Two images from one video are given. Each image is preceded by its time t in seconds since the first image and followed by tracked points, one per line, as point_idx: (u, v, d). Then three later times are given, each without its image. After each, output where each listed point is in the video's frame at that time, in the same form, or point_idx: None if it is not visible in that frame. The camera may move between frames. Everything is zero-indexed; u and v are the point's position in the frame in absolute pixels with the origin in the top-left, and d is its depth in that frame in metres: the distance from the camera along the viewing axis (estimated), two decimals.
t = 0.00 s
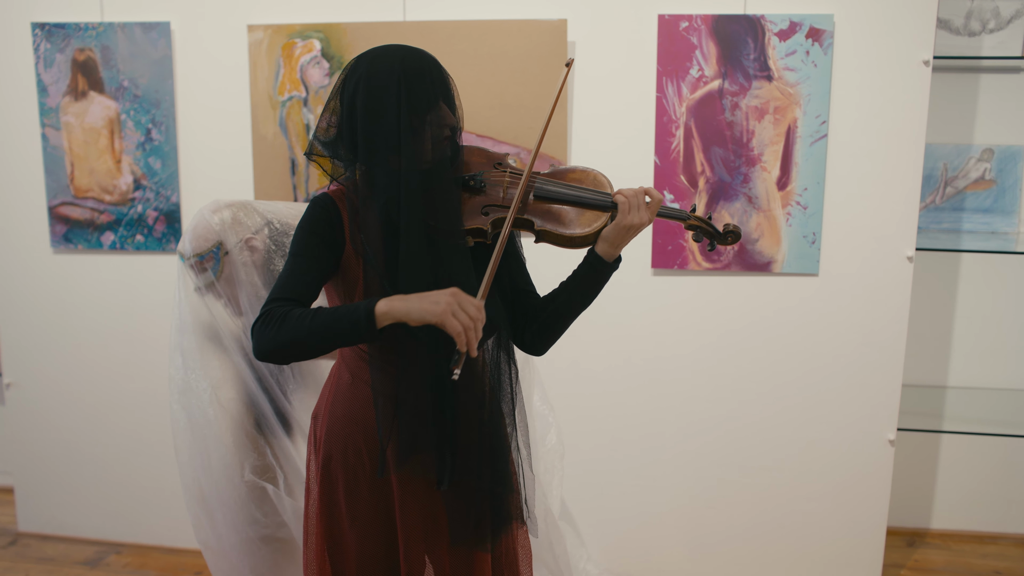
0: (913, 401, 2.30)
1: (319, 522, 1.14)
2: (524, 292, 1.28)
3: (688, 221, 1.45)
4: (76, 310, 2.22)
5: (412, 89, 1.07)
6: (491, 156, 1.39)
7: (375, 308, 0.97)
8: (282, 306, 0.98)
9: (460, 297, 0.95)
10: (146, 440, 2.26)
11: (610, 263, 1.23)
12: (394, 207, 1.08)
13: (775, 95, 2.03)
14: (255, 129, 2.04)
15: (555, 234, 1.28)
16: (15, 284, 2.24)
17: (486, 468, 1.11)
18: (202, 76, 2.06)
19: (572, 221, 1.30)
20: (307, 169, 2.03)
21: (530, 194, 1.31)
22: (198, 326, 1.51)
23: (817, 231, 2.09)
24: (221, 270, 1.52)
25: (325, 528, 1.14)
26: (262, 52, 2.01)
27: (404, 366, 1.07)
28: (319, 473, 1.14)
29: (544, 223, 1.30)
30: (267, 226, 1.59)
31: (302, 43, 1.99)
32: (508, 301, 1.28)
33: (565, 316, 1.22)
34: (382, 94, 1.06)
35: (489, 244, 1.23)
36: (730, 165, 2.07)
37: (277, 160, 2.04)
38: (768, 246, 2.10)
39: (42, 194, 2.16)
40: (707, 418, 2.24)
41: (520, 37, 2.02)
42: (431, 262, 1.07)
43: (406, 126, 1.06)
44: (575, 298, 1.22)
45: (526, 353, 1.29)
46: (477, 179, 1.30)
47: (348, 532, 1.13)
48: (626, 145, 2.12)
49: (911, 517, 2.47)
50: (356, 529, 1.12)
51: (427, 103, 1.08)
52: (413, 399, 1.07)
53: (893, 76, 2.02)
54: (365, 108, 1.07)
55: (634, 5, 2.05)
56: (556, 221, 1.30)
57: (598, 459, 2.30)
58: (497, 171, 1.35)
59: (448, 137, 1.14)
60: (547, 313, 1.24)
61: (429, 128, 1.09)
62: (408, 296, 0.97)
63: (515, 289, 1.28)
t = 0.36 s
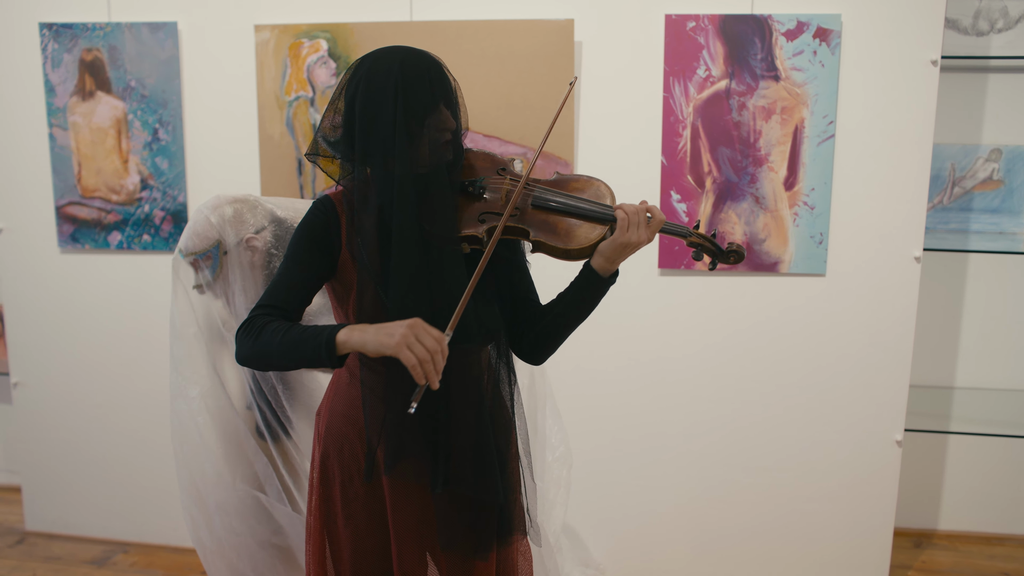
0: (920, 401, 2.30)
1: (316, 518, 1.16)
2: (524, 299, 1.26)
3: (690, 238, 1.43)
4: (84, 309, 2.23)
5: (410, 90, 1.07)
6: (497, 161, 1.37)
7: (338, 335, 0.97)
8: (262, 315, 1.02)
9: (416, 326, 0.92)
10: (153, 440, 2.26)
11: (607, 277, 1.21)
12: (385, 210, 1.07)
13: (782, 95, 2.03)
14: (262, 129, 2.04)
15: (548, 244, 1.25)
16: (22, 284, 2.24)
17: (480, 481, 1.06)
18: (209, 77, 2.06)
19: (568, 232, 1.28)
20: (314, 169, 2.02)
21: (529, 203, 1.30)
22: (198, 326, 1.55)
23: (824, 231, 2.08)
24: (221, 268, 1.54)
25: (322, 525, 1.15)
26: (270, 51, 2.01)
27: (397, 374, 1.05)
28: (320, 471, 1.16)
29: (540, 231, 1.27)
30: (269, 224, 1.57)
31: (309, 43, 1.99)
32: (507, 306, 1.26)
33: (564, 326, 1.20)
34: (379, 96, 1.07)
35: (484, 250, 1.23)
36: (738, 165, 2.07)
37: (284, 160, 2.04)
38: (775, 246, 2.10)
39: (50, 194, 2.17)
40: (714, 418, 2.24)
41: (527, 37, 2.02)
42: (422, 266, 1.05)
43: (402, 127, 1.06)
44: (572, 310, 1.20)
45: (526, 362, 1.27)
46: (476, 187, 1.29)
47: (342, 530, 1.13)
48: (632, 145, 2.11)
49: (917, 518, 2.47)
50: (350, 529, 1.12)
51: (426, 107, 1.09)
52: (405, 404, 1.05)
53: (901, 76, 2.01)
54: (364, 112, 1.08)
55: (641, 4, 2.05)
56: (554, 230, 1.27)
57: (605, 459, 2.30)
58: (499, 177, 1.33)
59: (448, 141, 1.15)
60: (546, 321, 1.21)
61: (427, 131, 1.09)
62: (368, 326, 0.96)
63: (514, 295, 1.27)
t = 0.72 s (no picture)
0: (930, 402, 2.29)
1: (320, 511, 1.18)
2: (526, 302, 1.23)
3: (688, 248, 1.35)
4: (93, 309, 2.23)
5: (407, 92, 1.06)
6: (499, 164, 1.35)
7: (308, 356, 0.99)
8: (254, 319, 1.05)
9: (379, 357, 0.93)
10: (162, 439, 2.26)
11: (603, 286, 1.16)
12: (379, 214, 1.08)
13: (792, 95, 2.02)
14: (270, 129, 2.04)
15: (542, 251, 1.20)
16: (31, 283, 2.25)
17: (475, 485, 1.07)
18: (218, 77, 2.07)
19: (564, 238, 1.24)
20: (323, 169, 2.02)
21: (525, 208, 1.28)
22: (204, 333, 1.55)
23: (833, 232, 2.08)
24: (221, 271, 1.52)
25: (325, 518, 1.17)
26: (279, 52, 2.01)
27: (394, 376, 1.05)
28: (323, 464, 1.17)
29: (535, 237, 1.23)
30: (265, 225, 1.57)
31: (318, 43, 1.99)
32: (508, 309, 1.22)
33: (566, 329, 1.17)
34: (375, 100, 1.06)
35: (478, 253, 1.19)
36: (747, 165, 2.06)
37: (292, 160, 2.05)
38: (784, 247, 2.10)
39: (60, 195, 2.17)
40: (723, 419, 2.24)
41: (536, 37, 2.01)
42: (413, 270, 1.06)
43: (397, 132, 1.06)
44: (568, 319, 1.16)
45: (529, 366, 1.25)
46: (474, 189, 1.28)
47: (342, 527, 1.14)
48: (641, 146, 2.11)
49: (926, 520, 2.46)
50: (348, 527, 1.12)
51: (421, 110, 1.07)
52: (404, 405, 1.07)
53: (912, 76, 2.00)
54: (361, 117, 1.08)
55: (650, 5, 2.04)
56: (549, 237, 1.24)
57: (613, 460, 2.30)
58: (500, 180, 1.32)
59: (448, 142, 1.13)
60: (548, 324, 1.19)
61: (423, 134, 1.08)
62: (331, 352, 0.97)
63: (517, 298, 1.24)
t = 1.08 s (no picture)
0: (943, 404, 2.28)
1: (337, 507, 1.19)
2: (540, 307, 1.19)
3: (689, 253, 1.21)
4: (105, 309, 2.24)
5: (407, 93, 1.04)
6: (508, 165, 1.32)
7: (276, 368, 1.00)
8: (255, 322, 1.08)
9: (334, 376, 0.93)
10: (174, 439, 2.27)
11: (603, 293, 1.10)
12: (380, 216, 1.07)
13: (804, 96, 2.01)
14: (283, 129, 2.04)
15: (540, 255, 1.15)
16: (44, 282, 2.26)
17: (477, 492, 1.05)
18: (231, 77, 2.07)
19: (565, 241, 1.17)
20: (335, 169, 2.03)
21: (526, 209, 1.22)
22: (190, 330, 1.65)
23: (846, 233, 2.07)
24: (207, 271, 1.62)
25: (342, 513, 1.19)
26: (291, 52, 2.01)
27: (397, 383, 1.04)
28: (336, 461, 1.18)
29: (535, 240, 1.17)
30: (249, 228, 1.67)
31: (330, 43, 1.99)
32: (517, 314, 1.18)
33: (570, 336, 1.12)
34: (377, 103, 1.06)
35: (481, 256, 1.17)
36: (759, 165, 2.06)
37: (304, 160, 2.05)
38: (797, 248, 2.09)
39: (73, 194, 2.18)
40: (735, 420, 2.23)
41: (549, 37, 2.01)
42: (411, 273, 1.04)
43: (396, 134, 1.04)
44: (571, 328, 1.11)
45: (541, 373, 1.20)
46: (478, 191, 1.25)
47: (352, 525, 1.14)
48: (653, 146, 2.11)
49: (938, 522, 2.45)
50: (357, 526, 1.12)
51: (421, 112, 1.05)
52: (406, 413, 1.04)
53: (926, 77, 2.00)
54: (365, 119, 1.08)
55: (662, 5, 2.04)
56: (549, 240, 1.17)
57: (624, 461, 2.30)
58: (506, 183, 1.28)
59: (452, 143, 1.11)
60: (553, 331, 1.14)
61: (423, 135, 1.06)
62: (292, 365, 0.98)
63: (526, 303, 1.20)
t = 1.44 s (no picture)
0: (958, 405, 2.27)
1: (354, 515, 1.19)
2: (552, 313, 1.17)
3: (698, 257, 1.13)
4: (119, 308, 2.25)
5: (414, 92, 1.04)
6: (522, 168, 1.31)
7: (257, 381, 1.01)
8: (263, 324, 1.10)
9: (302, 396, 0.95)
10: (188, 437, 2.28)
11: (612, 298, 1.05)
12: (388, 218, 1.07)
13: (818, 96, 2.01)
14: (296, 129, 2.05)
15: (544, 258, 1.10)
16: (58, 281, 2.27)
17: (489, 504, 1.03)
18: (244, 77, 2.08)
19: (571, 242, 1.12)
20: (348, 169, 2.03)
21: (534, 211, 1.19)
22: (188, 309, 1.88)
23: (859, 234, 2.06)
24: (208, 256, 1.87)
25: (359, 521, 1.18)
26: (304, 52, 2.02)
27: (406, 386, 1.06)
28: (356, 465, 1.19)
29: (542, 242, 1.13)
30: (249, 218, 1.91)
31: (343, 44, 2.00)
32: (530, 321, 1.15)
33: (582, 345, 1.07)
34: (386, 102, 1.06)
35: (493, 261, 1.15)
36: (772, 166, 2.05)
37: (318, 160, 2.05)
38: (810, 248, 2.09)
39: (87, 194, 2.19)
40: (748, 421, 2.23)
41: (562, 37, 2.01)
42: (416, 275, 1.05)
43: (401, 132, 1.04)
44: (581, 336, 1.07)
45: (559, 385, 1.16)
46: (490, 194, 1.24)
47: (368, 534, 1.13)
48: (670, 148, 2.10)
49: (952, 524, 2.44)
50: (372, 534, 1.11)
51: (430, 110, 1.04)
52: (417, 418, 1.05)
53: (940, 77, 1.99)
54: (376, 117, 1.09)
55: (676, 5, 2.04)
56: (556, 241, 1.13)
57: (636, 461, 2.30)
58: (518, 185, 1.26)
59: (463, 143, 1.10)
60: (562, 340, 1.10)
61: (431, 133, 1.05)
62: (269, 383, 0.99)
63: (540, 309, 1.17)
